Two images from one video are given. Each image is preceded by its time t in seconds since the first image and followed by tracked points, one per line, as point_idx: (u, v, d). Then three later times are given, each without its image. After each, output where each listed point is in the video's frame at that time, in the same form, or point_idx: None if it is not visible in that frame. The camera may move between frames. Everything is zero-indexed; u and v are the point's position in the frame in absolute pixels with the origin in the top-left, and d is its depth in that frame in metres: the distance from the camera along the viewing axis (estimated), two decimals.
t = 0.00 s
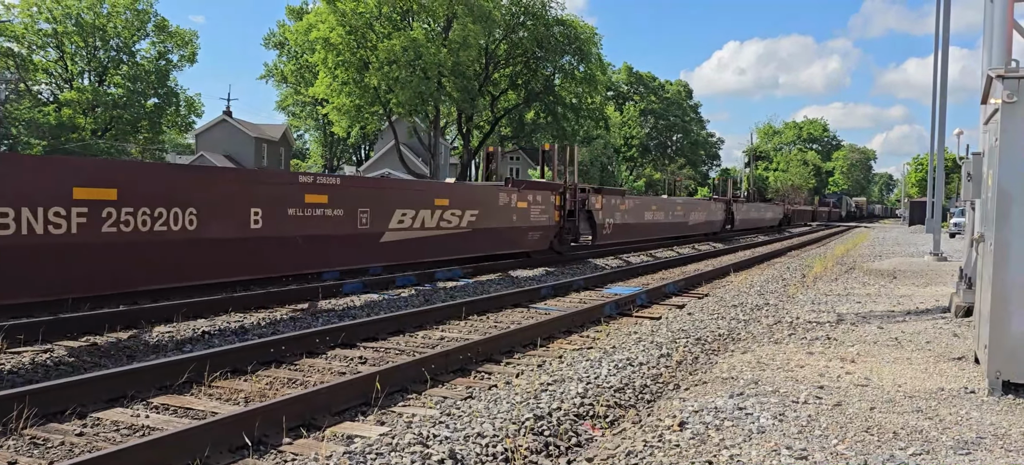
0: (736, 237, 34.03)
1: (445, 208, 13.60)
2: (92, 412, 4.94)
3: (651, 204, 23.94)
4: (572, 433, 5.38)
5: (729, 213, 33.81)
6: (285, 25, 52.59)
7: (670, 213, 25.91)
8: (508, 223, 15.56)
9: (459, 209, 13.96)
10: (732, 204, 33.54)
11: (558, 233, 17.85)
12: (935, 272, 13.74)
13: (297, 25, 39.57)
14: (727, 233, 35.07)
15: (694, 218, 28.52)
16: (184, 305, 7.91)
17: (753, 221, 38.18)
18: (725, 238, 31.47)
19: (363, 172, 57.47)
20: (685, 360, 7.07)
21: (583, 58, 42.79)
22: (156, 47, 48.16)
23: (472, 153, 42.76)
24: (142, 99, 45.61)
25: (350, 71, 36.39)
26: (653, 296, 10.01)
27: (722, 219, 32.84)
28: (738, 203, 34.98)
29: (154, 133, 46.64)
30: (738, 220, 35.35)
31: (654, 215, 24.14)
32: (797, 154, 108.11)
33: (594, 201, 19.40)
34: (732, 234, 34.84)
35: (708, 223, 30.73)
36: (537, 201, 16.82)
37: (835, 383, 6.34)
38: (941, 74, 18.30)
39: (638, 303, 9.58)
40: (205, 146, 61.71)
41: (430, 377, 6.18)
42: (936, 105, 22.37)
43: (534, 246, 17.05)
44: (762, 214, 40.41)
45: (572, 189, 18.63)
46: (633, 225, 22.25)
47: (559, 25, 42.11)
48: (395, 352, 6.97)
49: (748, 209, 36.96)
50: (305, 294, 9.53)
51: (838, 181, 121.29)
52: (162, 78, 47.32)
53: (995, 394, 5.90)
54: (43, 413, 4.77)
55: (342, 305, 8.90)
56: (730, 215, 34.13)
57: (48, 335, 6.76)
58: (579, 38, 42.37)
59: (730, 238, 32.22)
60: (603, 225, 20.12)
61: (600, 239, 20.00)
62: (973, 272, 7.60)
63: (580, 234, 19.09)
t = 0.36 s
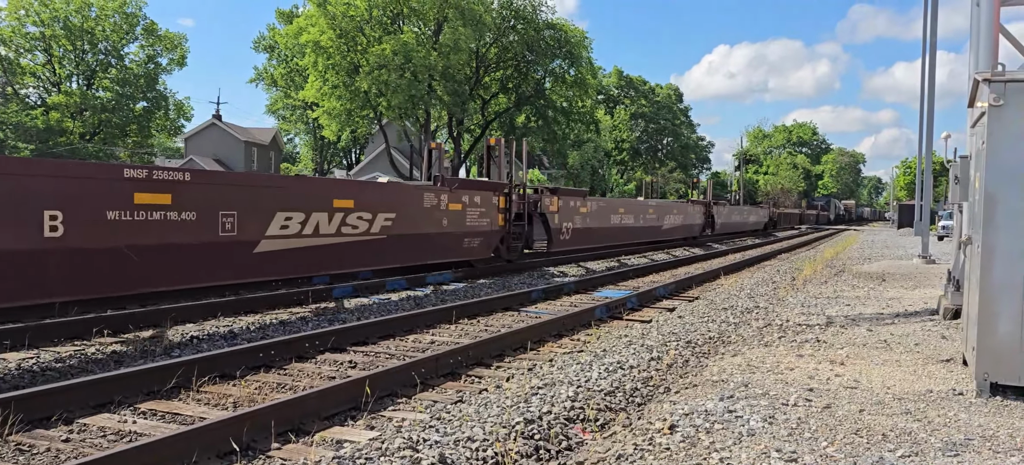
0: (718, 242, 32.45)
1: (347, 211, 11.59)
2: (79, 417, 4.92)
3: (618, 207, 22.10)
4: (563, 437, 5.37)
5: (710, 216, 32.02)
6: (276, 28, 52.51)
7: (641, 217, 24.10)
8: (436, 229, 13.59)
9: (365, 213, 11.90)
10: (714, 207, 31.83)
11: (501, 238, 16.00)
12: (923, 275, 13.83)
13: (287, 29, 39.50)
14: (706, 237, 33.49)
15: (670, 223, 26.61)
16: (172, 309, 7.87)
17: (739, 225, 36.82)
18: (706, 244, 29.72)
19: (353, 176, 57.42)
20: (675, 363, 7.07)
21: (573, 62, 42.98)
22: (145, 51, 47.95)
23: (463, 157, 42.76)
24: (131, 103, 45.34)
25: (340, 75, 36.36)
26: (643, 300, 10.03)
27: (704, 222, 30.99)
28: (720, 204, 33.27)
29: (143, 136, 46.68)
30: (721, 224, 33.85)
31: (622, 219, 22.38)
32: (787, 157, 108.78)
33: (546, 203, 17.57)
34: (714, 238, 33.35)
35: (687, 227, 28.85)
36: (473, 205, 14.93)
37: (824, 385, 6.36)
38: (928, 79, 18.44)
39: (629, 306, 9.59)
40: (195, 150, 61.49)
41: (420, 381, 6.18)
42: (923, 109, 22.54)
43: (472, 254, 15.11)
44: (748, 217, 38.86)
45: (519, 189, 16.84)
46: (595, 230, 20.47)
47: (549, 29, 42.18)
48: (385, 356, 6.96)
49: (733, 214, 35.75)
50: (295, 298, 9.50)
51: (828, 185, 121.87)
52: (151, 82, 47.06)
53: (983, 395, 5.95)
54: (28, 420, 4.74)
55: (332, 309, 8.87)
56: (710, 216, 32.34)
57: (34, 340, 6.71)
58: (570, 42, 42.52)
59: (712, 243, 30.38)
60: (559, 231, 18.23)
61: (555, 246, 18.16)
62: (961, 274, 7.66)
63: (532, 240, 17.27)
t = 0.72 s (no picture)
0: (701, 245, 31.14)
1: (226, 212, 9.64)
2: (72, 420, 4.91)
3: (584, 208, 20.61)
4: (557, 438, 5.38)
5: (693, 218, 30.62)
6: (270, 29, 52.46)
7: (611, 218, 22.59)
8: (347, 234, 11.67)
9: (249, 215, 9.97)
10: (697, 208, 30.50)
11: (441, 242, 14.40)
12: (916, 276, 13.87)
13: (282, 30, 39.52)
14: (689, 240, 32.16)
15: (643, 225, 25.07)
16: (165, 312, 7.85)
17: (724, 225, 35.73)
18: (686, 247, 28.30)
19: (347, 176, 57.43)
20: (670, 365, 7.08)
21: (568, 64, 43.07)
22: (139, 51, 47.81)
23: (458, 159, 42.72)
24: (124, 104, 45.14)
25: (335, 76, 36.33)
26: (638, 301, 10.04)
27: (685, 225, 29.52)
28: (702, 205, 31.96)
29: (137, 137, 46.23)
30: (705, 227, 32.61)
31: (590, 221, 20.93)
32: (780, 159, 109.26)
33: (499, 203, 16.04)
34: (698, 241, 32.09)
35: (666, 228, 27.42)
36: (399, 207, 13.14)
37: (817, 387, 6.38)
38: (921, 81, 18.50)
39: (623, 308, 9.59)
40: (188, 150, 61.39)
41: (414, 383, 6.17)
42: (917, 111, 22.60)
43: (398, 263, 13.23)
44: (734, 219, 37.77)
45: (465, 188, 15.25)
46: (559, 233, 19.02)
47: (544, 30, 42.24)
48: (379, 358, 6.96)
49: (720, 216, 34.77)
50: (287, 300, 9.48)
51: (821, 186, 122.37)
52: (144, 82, 46.88)
53: (975, 397, 5.96)
54: (20, 423, 4.73)
55: (326, 310, 8.85)
56: (692, 216, 30.87)
57: (26, 342, 6.69)
58: (564, 44, 42.62)
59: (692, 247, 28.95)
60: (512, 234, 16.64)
61: (510, 251, 16.69)
62: (954, 277, 7.67)
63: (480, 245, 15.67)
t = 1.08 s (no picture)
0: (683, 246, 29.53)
1: (19, 210, 7.36)
2: (65, 421, 4.88)
3: (545, 206, 18.54)
4: (551, 438, 5.37)
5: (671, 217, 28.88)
6: (263, 28, 52.32)
7: (576, 217, 20.58)
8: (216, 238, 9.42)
9: (58, 215, 7.76)
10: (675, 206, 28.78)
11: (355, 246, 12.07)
12: (909, 275, 13.91)
13: (276, 29, 39.45)
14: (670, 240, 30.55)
15: (614, 226, 23.03)
16: (158, 312, 7.81)
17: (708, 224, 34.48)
18: (664, 248, 26.38)
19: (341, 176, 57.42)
20: (665, 364, 7.09)
21: (562, 63, 43.05)
22: (131, 50, 47.59)
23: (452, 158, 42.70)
24: (117, 103, 44.97)
25: (330, 75, 36.24)
26: (632, 301, 10.04)
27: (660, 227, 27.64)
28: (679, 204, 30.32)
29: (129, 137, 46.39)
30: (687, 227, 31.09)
31: (551, 221, 18.92)
32: (774, 158, 109.71)
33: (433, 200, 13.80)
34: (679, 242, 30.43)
35: (641, 229, 25.35)
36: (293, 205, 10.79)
37: (812, 386, 6.39)
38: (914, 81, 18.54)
39: (618, 307, 9.60)
40: (182, 150, 61.35)
41: (409, 382, 6.16)
42: (909, 111, 22.64)
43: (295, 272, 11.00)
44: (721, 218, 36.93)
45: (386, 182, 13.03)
46: (515, 234, 16.92)
47: (538, 30, 42.23)
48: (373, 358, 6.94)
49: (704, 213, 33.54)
50: (279, 300, 9.44)
51: (813, 186, 122.87)
52: (137, 82, 46.52)
53: (968, 396, 5.98)
54: (13, 423, 4.69)
55: (319, 311, 8.81)
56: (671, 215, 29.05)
57: (19, 343, 6.63)
58: (559, 43, 42.60)
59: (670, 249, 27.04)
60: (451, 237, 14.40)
61: (447, 256, 14.53)
62: (947, 275, 7.68)
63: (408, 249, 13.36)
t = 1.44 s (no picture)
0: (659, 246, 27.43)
1: None
2: (49, 420, 4.86)
3: (486, 203, 16.09)
4: (539, 436, 5.38)
5: (642, 215, 26.51)
6: (249, 27, 52.10)
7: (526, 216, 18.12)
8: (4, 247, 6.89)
9: None
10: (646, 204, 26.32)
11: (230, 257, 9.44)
12: (894, 272, 14.01)
13: (262, 27, 39.35)
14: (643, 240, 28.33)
15: (572, 225, 20.50)
16: (144, 312, 7.77)
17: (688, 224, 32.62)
18: (633, 250, 23.91)
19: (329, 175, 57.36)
20: (652, 361, 7.12)
21: (549, 62, 43.19)
22: (116, 49, 47.35)
23: (440, 157, 42.77)
24: (101, 102, 44.79)
25: (316, 73, 36.18)
26: (619, 299, 10.06)
27: (630, 226, 25.16)
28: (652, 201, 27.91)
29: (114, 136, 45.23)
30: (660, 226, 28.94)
31: (495, 221, 16.49)
32: (760, 157, 110.51)
33: (334, 195, 11.31)
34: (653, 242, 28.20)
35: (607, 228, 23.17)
36: (126, 201, 8.00)
37: (799, 382, 6.43)
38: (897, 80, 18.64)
39: (605, 305, 9.63)
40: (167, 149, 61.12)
41: (397, 381, 6.15)
42: (894, 109, 22.79)
43: (150, 283, 8.44)
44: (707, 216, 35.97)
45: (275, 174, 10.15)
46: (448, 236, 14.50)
47: (525, 28, 42.29)
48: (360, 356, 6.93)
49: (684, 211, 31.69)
50: (265, 299, 9.42)
51: (801, 185, 123.64)
52: (122, 81, 46.36)
53: (953, 391, 6.03)
54: None
55: (306, 310, 8.78)
56: (642, 214, 26.59)
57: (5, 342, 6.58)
58: (546, 41, 42.77)
59: (640, 249, 24.59)
60: (362, 240, 12.02)
61: (357, 263, 12.06)
62: (932, 272, 7.73)
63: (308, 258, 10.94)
